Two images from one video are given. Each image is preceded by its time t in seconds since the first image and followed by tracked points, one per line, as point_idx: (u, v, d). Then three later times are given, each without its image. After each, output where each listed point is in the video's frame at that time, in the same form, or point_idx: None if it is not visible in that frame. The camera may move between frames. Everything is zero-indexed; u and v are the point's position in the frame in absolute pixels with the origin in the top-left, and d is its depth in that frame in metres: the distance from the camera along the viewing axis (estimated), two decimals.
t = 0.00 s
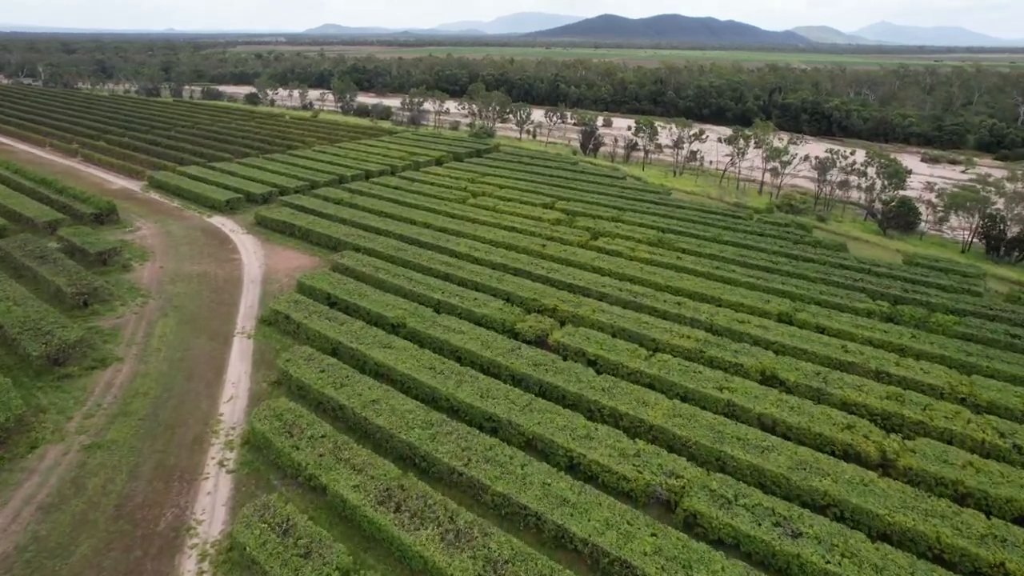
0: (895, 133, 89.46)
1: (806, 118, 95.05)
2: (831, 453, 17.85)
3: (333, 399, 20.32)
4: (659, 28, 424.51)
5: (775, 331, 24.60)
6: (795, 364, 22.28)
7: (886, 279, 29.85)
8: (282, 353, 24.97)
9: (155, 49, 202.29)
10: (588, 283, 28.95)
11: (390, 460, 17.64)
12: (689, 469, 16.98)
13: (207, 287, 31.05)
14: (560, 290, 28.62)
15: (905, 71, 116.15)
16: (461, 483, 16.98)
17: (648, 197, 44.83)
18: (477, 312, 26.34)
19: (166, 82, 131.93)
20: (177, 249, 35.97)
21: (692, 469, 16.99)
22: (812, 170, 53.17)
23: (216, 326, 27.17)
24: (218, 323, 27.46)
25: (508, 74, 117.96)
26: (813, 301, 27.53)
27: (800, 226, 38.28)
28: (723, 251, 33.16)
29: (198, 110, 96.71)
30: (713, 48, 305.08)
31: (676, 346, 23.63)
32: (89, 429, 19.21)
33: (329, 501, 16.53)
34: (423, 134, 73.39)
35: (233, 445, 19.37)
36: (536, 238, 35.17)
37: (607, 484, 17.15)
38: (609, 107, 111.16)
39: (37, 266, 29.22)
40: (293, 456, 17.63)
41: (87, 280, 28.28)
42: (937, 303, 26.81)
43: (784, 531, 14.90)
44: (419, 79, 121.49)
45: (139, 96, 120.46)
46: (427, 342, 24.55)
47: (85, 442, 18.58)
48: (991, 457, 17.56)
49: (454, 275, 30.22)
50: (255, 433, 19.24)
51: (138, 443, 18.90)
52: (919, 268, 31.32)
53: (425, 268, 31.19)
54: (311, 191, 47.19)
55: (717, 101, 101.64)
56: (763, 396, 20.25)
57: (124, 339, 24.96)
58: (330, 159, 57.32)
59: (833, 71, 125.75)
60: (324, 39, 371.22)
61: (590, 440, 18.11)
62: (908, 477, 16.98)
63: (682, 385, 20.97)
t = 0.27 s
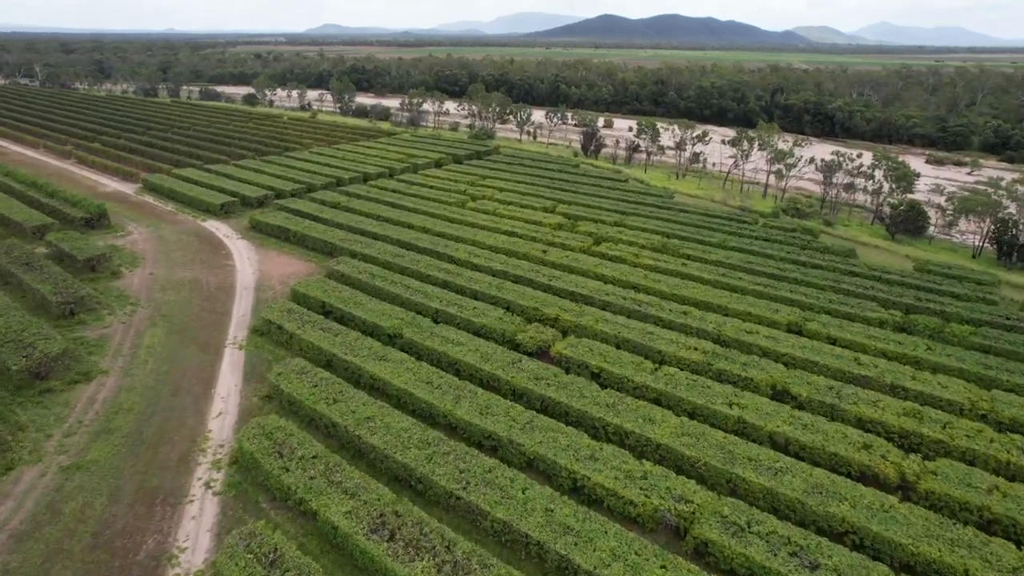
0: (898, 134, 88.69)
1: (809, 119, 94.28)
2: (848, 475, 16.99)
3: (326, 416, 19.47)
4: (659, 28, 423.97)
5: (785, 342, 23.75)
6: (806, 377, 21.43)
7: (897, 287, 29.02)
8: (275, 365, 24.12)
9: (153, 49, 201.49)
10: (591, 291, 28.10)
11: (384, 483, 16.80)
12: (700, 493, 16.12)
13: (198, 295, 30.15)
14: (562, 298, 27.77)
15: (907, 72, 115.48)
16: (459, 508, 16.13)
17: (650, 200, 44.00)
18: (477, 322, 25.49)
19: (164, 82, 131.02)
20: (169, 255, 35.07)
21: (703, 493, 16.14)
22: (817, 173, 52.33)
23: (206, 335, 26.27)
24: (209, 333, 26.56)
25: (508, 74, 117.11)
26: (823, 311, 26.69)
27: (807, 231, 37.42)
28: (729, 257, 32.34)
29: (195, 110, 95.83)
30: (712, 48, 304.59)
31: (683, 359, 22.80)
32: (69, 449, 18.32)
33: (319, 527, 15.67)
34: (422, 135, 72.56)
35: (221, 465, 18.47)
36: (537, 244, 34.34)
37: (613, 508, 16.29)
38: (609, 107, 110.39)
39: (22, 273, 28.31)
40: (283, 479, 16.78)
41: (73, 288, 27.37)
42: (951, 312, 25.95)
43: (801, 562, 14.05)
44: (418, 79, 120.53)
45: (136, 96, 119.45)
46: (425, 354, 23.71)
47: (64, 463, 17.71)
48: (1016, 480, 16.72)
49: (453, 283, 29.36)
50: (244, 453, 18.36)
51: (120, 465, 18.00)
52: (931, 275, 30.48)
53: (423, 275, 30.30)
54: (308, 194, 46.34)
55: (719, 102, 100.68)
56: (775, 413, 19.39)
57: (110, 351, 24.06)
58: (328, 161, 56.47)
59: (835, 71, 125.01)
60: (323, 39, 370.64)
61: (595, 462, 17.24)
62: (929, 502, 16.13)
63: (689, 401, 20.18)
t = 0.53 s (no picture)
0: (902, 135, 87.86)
1: (811, 120, 93.47)
2: (867, 500, 16.14)
3: (318, 434, 18.63)
4: (659, 28, 423.41)
5: (796, 354, 22.90)
6: (819, 392, 20.57)
7: (909, 294, 28.16)
8: (266, 378, 23.26)
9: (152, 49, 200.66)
10: (594, 300, 27.24)
11: (378, 508, 15.97)
12: (711, 520, 15.26)
13: (190, 302, 29.26)
14: (564, 307, 26.92)
15: (910, 73, 114.73)
16: (456, 535, 15.29)
17: (654, 203, 43.15)
18: (476, 333, 24.62)
19: (162, 82, 130.21)
20: (160, 260, 34.20)
21: (714, 520, 15.28)
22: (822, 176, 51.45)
23: (196, 345, 25.36)
24: (199, 342, 25.67)
25: (508, 75, 116.26)
26: (833, 321, 25.84)
27: (815, 237, 36.56)
28: (735, 263, 31.49)
29: (193, 111, 94.98)
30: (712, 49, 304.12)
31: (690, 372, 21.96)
32: (48, 471, 17.45)
33: (309, 557, 14.81)
34: (422, 137, 71.73)
35: (207, 486, 17.56)
36: (539, 250, 33.48)
37: (619, 535, 15.44)
38: (610, 108, 109.58)
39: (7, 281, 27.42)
40: (271, 504, 15.91)
41: (59, 296, 26.47)
42: (967, 322, 25.09)
43: None
44: (418, 79, 119.64)
45: (133, 97, 118.30)
46: (422, 367, 22.87)
47: (42, 487, 16.83)
48: None
49: (452, 291, 28.50)
50: (231, 474, 17.49)
51: (100, 488, 17.11)
52: (943, 283, 29.63)
53: (421, 283, 29.44)
54: (304, 197, 45.51)
55: (720, 103, 99.74)
56: (788, 431, 18.55)
57: (96, 363, 23.17)
58: (325, 163, 55.62)
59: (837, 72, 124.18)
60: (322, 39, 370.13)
61: (600, 485, 16.37)
62: (954, 529, 15.28)
63: (698, 418, 19.34)
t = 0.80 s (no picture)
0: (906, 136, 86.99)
1: (814, 121, 92.61)
2: (889, 528, 15.26)
3: (309, 455, 17.76)
4: (659, 28, 422.81)
5: (808, 368, 22.03)
6: (833, 408, 19.72)
7: (922, 303, 27.30)
8: (257, 392, 22.40)
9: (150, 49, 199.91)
10: (597, 309, 26.38)
11: (372, 537, 15.11)
12: (723, 550, 14.41)
13: (180, 311, 28.37)
14: (565, 317, 26.05)
15: (913, 73, 113.89)
16: (453, 566, 14.45)
17: (657, 207, 42.29)
18: (474, 344, 23.75)
19: (159, 82, 129.28)
20: (151, 267, 33.31)
21: (726, 550, 14.43)
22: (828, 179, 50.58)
23: (185, 357, 24.47)
24: (189, 353, 24.77)
25: (508, 75, 115.36)
26: (845, 332, 24.98)
27: (823, 242, 35.72)
28: (742, 270, 30.64)
29: (190, 112, 94.01)
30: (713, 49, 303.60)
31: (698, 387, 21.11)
32: (23, 496, 16.59)
33: None
34: (421, 138, 70.83)
35: (192, 510, 16.69)
36: (540, 256, 32.63)
37: (625, 566, 14.61)
38: (611, 109, 108.73)
39: None
40: (259, 532, 15.05)
41: (43, 305, 25.57)
42: (984, 333, 24.24)
43: None
44: (417, 80, 118.68)
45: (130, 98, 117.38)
46: (419, 381, 22.02)
47: (16, 513, 15.97)
48: None
49: (450, 298, 27.60)
50: (217, 497, 16.62)
51: (79, 514, 16.22)
52: (957, 291, 28.75)
53: (419, 291, 28.58)
54: (300, 201, 44.65)
55: (722, 104, 98.80)
56: (802, 451, 17.72)
57: (79, 376, 22.28)
58: (322, 165, 54.74)
59: (839, 72, 123.33)
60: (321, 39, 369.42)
61: (605, 511, 15.51)
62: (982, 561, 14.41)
63: (707, 437, 18.50)
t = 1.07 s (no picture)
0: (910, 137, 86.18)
1: (817, 122, 91.81)
2: (912, 558, 14.41)
3: (299, 478, 16.89)
4: (659, 28, 422.12)
5: (820, 381, 21.17)
6: (848, 425, 18.88)
7: (936, 312, 26.45)
8: (248, 406, 21.56)
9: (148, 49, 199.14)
10: (600, 319, 25.54)
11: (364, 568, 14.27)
12: None
13: (170, 320, 27.52)
14: (568, 327, 25.20)
15: (915, 74, 113.14)
16: None
17: (660, 211, 41.44)
18: (473, 357, 22.90)
19: (157, 82, 128.36)
20: (142, 273, 32.45)
21: None
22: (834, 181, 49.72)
23: (174, 369, 23.62)
24: (178, 365, 23.92)
25: (508, 76, 114.53)
26: (857, 343, 24.12)
27: (831, 248, 34.87)
28: (749, 278, 29.79)
29: (187, 113, 93.11)
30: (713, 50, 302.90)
31: (707, 404, 20.26)
32: None
33: None
34: (420, 140, 69.97)
35: (175, 536, 15.83)
36: (541, 262, 31.79)
37: None
38: (612, 110, 107.90)
39: None
40: (244, 562, 14.19)
41: (27, 314, 24.71)
42: (1001, 345, 23.39)
43: None
44: (417, 80, 117.70)
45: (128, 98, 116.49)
46: (416, 397, 21.17)
47: None
48: None
49: (448, 307, 26.75)
50: (201, 523, 15.76)
51: (55, 542, 15.38)
52: (971, 299, 27.91)
53: (416, 299, 27.72)
54: (296, 204, 43.80)
55: (725, 105, 97.84)
56: (817, 473, 16.87)
57: (62, 390, 21.43)
58: (320, 168, 53.89)
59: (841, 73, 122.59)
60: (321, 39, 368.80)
61: (611, 539, 14.66)
62: None
63: (717, 457, 17.66)
